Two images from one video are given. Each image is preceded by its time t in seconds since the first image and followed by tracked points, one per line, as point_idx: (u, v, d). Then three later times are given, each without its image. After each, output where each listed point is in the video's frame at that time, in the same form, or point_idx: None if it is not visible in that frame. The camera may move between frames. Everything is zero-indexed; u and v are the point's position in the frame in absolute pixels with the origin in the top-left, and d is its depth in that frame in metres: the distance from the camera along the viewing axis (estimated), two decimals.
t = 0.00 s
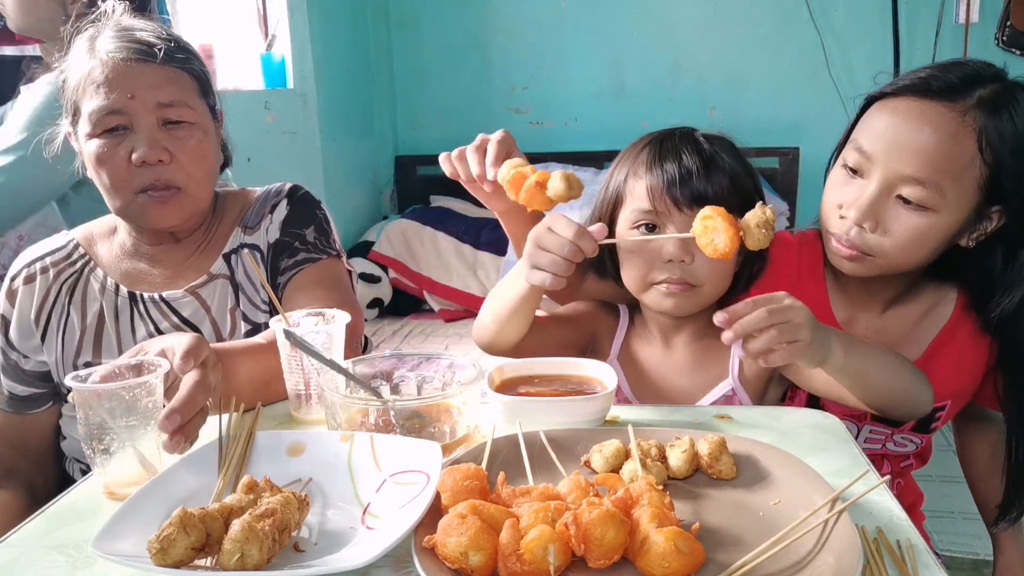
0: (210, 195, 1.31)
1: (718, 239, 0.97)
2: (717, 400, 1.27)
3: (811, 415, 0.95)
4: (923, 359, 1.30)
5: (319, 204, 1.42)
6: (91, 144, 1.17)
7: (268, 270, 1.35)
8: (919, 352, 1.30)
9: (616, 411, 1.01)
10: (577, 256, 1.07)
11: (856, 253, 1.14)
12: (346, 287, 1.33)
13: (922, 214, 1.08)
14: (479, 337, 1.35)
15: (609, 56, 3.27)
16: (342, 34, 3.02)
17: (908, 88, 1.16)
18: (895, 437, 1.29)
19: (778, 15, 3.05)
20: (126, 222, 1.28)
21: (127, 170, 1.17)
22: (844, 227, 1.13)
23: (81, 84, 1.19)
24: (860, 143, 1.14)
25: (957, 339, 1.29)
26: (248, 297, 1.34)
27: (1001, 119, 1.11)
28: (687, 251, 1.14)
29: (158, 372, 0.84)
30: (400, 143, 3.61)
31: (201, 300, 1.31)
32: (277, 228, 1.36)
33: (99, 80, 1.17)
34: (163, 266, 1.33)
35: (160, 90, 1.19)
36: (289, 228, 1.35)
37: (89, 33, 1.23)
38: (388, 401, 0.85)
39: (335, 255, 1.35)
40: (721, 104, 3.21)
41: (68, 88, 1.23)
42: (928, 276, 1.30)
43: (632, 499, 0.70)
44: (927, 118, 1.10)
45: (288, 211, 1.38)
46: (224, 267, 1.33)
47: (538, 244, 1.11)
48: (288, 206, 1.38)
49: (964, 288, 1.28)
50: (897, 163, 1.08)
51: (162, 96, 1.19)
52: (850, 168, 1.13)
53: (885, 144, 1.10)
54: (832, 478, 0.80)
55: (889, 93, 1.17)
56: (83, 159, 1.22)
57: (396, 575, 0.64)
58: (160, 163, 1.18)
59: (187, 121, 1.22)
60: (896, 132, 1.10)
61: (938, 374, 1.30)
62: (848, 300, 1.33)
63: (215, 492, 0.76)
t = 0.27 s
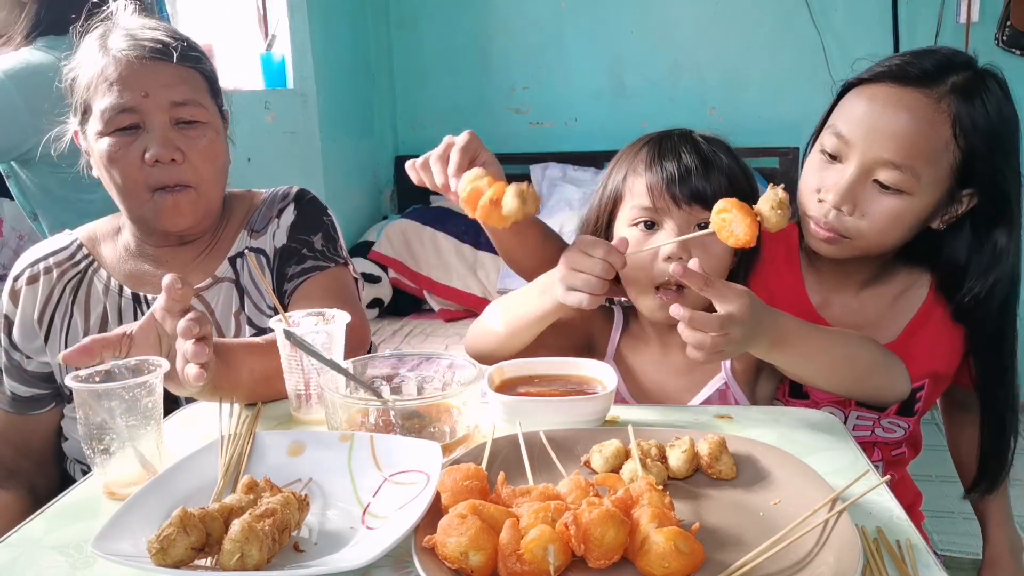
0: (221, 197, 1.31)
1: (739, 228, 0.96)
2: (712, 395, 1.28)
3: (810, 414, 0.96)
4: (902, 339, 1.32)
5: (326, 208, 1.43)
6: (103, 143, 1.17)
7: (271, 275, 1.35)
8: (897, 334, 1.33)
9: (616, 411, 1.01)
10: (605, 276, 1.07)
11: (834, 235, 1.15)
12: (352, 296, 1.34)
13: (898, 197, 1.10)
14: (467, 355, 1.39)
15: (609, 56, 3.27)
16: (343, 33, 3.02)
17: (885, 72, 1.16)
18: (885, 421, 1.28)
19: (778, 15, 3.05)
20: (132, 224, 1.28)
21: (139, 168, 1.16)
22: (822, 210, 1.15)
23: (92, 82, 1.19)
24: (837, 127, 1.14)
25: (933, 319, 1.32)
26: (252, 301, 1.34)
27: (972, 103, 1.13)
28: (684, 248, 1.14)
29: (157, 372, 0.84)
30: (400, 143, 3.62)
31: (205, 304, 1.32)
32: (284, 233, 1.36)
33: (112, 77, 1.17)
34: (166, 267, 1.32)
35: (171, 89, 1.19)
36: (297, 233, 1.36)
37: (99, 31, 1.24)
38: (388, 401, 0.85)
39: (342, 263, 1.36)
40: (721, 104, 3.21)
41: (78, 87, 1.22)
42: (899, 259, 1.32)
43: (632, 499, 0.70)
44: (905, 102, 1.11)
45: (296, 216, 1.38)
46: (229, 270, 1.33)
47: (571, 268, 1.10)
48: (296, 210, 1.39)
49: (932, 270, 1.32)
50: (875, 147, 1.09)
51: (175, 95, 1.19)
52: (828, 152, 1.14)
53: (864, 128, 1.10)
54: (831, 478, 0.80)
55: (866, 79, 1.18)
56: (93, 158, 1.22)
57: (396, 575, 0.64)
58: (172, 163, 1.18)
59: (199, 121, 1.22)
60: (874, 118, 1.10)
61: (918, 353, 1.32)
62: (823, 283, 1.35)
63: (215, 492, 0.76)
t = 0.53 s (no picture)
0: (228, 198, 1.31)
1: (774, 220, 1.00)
2: (711, 395, 1.28)
3: (810, 414, 0.96)
4: (872, 324, 1.36)
5: (336, 222, 1.45)
6: (116, 143, 1.16)
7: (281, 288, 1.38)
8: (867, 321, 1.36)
9: (616, 410, 1.01)
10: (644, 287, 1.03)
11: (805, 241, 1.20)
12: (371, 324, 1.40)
13: (867, 205, 1.15)
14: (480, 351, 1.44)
15: (609, 56, 3.27)
16: (343, 33, 3.02)
17: (851, 76, 1.17)
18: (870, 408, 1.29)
19: (778, 15, 3.05)
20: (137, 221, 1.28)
21: (153, 168, 1.17)
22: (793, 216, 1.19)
23: (106, 81, 1.18)
24: (806, 136, 1.16)
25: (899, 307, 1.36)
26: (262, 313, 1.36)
27: (934, 107, 1.17)
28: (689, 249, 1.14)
29: (157, 372, 0.84)
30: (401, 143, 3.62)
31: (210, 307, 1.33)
32: (299, 249, 1.39)
33: (127, 76, 1.16)
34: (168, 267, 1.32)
35: (190, 90, 1.20)
36: (313, 255, 1.39)
37: (110, 27, 1.23)
38: (389, 401, 0.85)
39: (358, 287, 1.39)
40: (721, 104, 3.21)
41: (90, 86, 1.21)
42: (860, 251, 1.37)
43: (632, 499, 0.70)
44: (872, 110, 1.13)
45: (309, 232, 1.41)
46: (236, 280, 1.34)
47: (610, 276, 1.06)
48: (308, 224, 1.41)
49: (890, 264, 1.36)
50: (845, 158, 1.12)
51: (193, 96, 1.20)
52: (797, 158, 1.16)
53: (835, 138, 1.12)
54: (831, 478, 0.80)
55: (831, 86, 1.18)
56: (102, 158, 1.21)
57: (396, 575, 0.64)
58: (189, 163, 1.18)
59: (214, 122, 1.23)
60: (844, 131, 1.12)
61: (888, 335, 1.35)
62: (793, 272, 1.40)
63: (215, 492, 0.76)
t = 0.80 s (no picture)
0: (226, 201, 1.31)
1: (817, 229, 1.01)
2: (715, 398, 1.28)
3: (812, 413, 0.96)
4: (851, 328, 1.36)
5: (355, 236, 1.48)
6: (110, 147, 1.16)
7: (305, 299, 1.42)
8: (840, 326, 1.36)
9: (615, 411, 1.01)
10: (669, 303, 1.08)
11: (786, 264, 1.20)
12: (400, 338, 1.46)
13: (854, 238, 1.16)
14: (485, 351, 1.48)
15: (609, 56, 3.27)
16: (343, 33, 3.02)
17: (854, 105, 1.15)
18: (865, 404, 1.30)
19: (778, 15, 3.05)
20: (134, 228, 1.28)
21: (150, 173, 1.17)
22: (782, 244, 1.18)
23: (96, 84, 1.18)
24: (804, 169, 1.13)
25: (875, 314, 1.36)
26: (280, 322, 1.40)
27: (932, 138, 1.17)
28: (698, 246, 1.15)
29: (156, 372, 0.84)
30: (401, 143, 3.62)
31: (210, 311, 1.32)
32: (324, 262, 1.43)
33: (117, 79, 1.16)
34: (169, 270, 1.32)
35: (182, 90, 1.20)
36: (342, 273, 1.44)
37: (98, 28, 1.22)
38: (389, 401, 0.85)
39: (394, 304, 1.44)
40: (720, 104, 3.21)
41: (81, 90, 1.20)
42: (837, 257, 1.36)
43: (632, 499, 0.70)
44: (874, 150, 1.11)
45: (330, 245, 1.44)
46: (243, 284, 1.34)
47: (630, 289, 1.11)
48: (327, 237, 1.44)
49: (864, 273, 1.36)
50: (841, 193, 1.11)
51: (186, 96, 1.20)
52: (793, 186, 1.15)
53: (834, 172, 1.11)
54: (831, 478, 0.80)
55: (828, 121, 1.15)
56: (95, 162, 1.21)
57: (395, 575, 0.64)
58: (185, 166, 1.19)
59: (209, 122, 1.23)
60: (844, 170, 1.11)
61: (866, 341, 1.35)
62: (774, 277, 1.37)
63: (215, 492, 0.76)
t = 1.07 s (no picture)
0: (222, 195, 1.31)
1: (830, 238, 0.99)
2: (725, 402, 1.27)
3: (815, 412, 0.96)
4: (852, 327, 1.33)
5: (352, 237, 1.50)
6: (102, 146, 1.16)
7: (303, 296, 1.43)
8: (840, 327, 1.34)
9: (616, 410, 1.01)
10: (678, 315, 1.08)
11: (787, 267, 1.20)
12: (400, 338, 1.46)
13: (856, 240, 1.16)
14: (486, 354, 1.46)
15: (609, 56, 3.27)
16: (343, 33, 3.02)
17: (857, 107, 1.15)
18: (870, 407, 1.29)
19: (778, 14, 3.05)
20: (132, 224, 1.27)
21: (140, 170, 1.16)
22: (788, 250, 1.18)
23: (88, 83, 1.18)
24: (810, 174, 1.13)
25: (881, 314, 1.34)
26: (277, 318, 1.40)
27: (935, 141, 1.17)
28: (700, 245, 1.15)
29: (156, 372, 0.84)
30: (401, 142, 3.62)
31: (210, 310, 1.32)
32: (323, 259, 1.44)
33: (108, 76, 1.16)
34: (169, 269, 1.32)
35: (174, 88, 1.19)
36: (341, 274, 1.46)
37: (92, 28, 1.22)
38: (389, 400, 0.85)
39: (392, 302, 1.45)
40: (721, 104, 3.21)
41: (74, 89, 1.20)
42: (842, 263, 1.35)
43: (632, 499, 0.70)
44: (879, 153, 1.12)
45: (329, 243, 1.45)
46: (241, 283, 1.34)
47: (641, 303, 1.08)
48: (326, 235, 1.46)
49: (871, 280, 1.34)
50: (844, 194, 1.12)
51: (177, 94, 1.19)
52: (797, 189, 1.15)
53: (837, 174, 1.12)
54: (832, 478, 0.80)
55: (831, 124, 1.15)
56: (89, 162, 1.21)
57: (395, 574, 0.64)
58: (177, 162, 1.18)
59: (201, 120, 1.23)
60: (849, 174, 1.12)
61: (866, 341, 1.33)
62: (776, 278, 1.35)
63: (215, 492, 0.76)
